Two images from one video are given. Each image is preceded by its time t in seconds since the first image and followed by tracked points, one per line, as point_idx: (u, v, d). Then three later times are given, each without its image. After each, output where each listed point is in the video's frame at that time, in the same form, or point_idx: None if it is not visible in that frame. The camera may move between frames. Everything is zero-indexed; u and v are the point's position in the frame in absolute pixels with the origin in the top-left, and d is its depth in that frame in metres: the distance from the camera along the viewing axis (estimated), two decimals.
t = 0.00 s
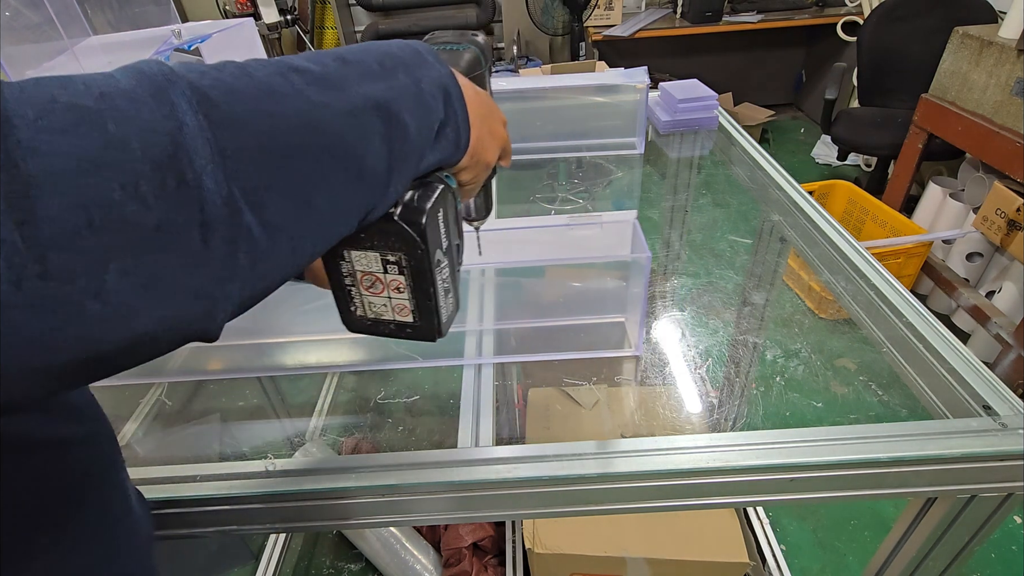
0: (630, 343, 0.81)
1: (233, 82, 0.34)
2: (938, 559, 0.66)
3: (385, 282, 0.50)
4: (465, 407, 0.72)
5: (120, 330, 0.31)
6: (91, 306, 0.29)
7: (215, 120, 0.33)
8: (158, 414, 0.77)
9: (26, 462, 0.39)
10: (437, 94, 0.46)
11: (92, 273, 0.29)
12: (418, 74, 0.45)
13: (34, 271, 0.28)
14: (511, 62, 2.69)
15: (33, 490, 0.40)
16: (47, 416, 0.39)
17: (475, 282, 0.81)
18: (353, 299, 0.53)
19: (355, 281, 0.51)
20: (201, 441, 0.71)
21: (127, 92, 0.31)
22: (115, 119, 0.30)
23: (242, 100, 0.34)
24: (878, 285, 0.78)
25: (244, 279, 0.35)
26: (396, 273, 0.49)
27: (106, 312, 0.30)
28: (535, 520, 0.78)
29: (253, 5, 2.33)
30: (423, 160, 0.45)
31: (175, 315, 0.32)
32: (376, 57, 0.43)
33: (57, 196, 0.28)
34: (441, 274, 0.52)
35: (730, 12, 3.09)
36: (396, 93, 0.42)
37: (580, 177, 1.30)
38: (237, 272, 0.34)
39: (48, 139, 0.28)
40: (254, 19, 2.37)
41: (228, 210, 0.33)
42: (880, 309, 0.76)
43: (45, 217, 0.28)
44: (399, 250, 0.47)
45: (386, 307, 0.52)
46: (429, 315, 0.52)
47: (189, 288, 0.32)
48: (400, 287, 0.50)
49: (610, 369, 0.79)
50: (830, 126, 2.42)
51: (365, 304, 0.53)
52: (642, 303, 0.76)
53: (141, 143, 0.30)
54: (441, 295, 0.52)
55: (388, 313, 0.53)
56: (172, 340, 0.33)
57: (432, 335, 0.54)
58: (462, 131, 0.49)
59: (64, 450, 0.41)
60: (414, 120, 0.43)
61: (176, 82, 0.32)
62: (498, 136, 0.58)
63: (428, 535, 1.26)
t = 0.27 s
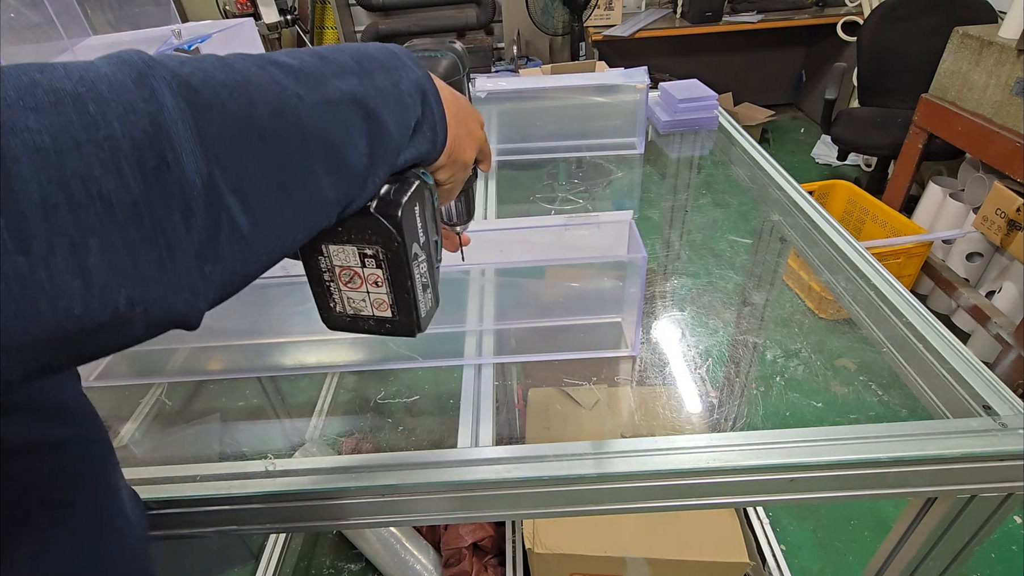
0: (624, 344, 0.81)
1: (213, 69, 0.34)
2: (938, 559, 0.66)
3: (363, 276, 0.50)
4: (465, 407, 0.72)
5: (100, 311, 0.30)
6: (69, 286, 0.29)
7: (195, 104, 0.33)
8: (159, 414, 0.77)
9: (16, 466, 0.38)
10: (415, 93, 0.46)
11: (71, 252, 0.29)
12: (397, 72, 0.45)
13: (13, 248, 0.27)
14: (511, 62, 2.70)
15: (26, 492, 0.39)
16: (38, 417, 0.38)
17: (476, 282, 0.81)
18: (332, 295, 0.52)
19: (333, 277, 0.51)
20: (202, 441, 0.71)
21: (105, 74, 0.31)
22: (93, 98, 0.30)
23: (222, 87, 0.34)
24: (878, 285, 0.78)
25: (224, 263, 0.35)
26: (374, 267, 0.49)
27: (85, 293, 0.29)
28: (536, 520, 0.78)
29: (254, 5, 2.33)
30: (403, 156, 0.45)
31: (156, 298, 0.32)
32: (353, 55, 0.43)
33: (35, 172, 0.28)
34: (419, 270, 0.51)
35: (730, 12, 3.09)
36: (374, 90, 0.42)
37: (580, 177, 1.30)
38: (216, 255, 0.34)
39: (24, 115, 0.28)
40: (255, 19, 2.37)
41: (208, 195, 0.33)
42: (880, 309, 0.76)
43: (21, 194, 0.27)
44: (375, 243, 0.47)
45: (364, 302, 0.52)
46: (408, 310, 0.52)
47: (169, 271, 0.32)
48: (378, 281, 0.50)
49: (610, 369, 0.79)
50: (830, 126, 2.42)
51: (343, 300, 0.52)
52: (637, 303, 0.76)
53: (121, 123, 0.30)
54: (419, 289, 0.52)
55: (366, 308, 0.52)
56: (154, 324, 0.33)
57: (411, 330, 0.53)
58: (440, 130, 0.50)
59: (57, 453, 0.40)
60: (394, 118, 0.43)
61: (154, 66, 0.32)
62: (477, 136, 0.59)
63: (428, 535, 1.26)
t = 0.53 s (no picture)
0: (624, 344, 0.81)
1: (208, 50, 0.34)
2: (938, 559, 0.66)
3: (358, 265, 0.50)
4: (465, 407, 0.72)
5: (90, 281, 0.30)
6: (59, 253, 0.29)
7: (188, 83, 0.33)
8: (159, 414, 0.77)
9: (8, 466, 0.38)
10: (411, 85, 0.46)
11: (61, 220, 0.29)
12: (393, 64, 0.45)
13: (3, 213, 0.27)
14: (512, 62, 2.70)
15: (20, 491, 0.39)
16: (33, 420, 0.38)
17: (476, 282, 0.81)
18: (327, 286, 0.52)
19: (329, 267, 0.51)
20: (202, 441, 0.71)
21: (99, 50, 0.31)
22: (87, 71, 0.30)
23: (216, 68, 0.34)
24: (878, 285, 0.78)
25: (217, 242, 0.35)
26: (369, 256, 0.49)
27: (75, 261, 0.29)
28: (536, 521, 0.78)
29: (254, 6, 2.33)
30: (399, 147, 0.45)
31: (145, 270, 0.32)
32: (349, 46, 0.43)
33: (26, 141, 0.28)
34: (414, 262, 0.51)
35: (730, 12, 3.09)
36: (369, 80, 0.42)
37: (580, 177, 1.30)
38: (207, 231, 0.34)
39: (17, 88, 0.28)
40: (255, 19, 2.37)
41: (200, 173, 0.33)
42: (880, 309, 0.76)
43: (12, 161, 0.27)
44: (369, 231, 0.47)
45: (359, 292, 0.52)
46: (403, 300, 0.52)
47: (160, 245, 0.32)
48: (373, 271, 0.50)
49: (610, 370, 0.79)
50: (830, 126, 2.42)
51: (339, 291, 0.52)
52: (637, 303, 0.76)
53: (113, 96, 0.30)
54: (414, 280, 0.52)
55: (362, 299, 0.52)
56: (144, 297, 0.33)
57: (407, 322, 0.54)
58: (436, 123, 0.50)
59: (47, 454, 0.39)
60: (389, 108, 0.43)
61: (149, 44, 0.32)
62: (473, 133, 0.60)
63: (428, 535, 1.26)
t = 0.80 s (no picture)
0: (624, 344, 0.81)
1: (206, 50, 0.34)
2: (938, 559, 0.66)
3: (356, 266, 0.50)
4: (465, 407, 0.72)
5: (86, 280, 0.30)
6: (54, 251, 0.29)
7: (186, 81, 0.33)
8: (159, 414, 0.77)
9: (5, 467, 0.37)
10: (410, 85, 0.46)
11: (57, 218, 0.29)
12: (392, 64, 0.45)
13: None
14: (512, 62, 2.70)
15: (18, 492, 0.39)
16: (32, 419, 0.38)
17: (476, 282, 0.81)
18: (325, 287, 0.52)
19: (326, 267, 0.51)
20: (202, 441, 0.71)
21: (96, 50, 0.31)
22: (84, 70, 0.30)
23: (215, 67, 0.34)
24: (878, 285, 0.78)
25: (214, 241, 0.34)
26: (367, 257, 0.49)
27: (71, 259, 0.29)
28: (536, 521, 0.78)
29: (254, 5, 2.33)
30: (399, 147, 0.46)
31: (142, 269, 0.32)
32: (348, 45, 0.43)
33: (21, 139, 0.28)
34: (413, 263, 0.51)
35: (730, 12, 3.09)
36: (368, 79, 0.42)
37: (580, 177, 1.30)
38: (205, 230, 0.34)
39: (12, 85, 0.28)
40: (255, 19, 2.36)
41: (198, 171, 0.33)
42: (880, 310, 0.76)
43: (9, 158, 0.27)
44: (368, 232, 0.47)
45: (357, 293, 0.52)
46: (401, 302, 0.52)
47: (157, 244, 0.32)
48: (371, 272, 0.50)
49: (611, 370, 0.79)
50: (830, 126, 2.42)
51: (336, 292, 0.52)
52: (637, 303, 0.76)
53: (110, 95, 0.30)
54: (413, 281, 0.52)
55: (359, 300, 0.52)
56: (141, 298, 0.33)
57: (404, 324, 0.54)
58: (436, 124, 0.50)
59: (45, 455, 0.39)
60: (388, 108, 0.43)
61: (147, 43, 0.32)
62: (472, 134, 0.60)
63: (428, 535, 1.26)
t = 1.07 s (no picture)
0: (624, 344, 0.81)
1: (207, 47, 0.35)
2: (938, 559, 0.66)
3: (359, 264, 0.50)
4: (465, 408, 0.72)
5: (88, 276, 0.30)
6: (57, 245, 0.29)
7: (187, 78, 0.33)
8: (159, 414, 0.77)
9: (5, 467, 0.37)
10: (411, 83, 0.46)
11: (59, 213, 0.29)
12: (394, 62, 0.45)
13: (1, 206, 0.27)
14: (512, 62, 2.70)
15: (18, 492, 0.39)
16: (31, 419, 0.38)
17: (476, 282, 0.81)
18: (328, 285, 0.52)
19: (329, 265, 0.51)
20: (202, 441, 0.71)
21: (98, 46, 0.31)
22: (86, 65, 0.30)
23: (216, 64, 0.34)
24: (878, 285, 0.78)
25: (216, 237, 0.34)
26: (370, 254, 0.49)
27: (72, 254, 0.29)
28: (536, 520, 0.78)
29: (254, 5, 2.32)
30: (400, 147, 0.46)
31: (144, 265, 0.32)
32: (350, 44, 0.44)
33: (23, 133, 0.28)
34: (416, 260, 0.51)
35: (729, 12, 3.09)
36: (369, 77, 0.42)
37: (580, 177, 1.30)
38: (206, 227, 0.34)
39: (14, 80, 0.28)
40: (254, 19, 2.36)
41: (199, 166, 0.33)
42: (880, 309, 0.76)
43: (10, 153, 0.27)
44: (371, 230, 0.47)
45: (360, 291, 0.52)
46: (403, 299, 0.52)
47: (159, 240, 0.32)
48: (374, 270, 0.50)
49: (611, 369, 0.79)
50: (830, 126, 2.42)
51: (339, 290, 0.52)
52: (637, 303, 0.76)
53: (112, 90, 0.30)
54: (415, 279, 0.52)
55: (362, 297, 0.52)
56: (143, 295, 0.33)
57: (407, 322, 0.54)
58: (437, 122, 0.50)
59: (44, 455, 0.39)
60: (389, 106, 0.43)
61: (148, 39, 0.32)
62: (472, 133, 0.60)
63: (428, 535, 1.26)
